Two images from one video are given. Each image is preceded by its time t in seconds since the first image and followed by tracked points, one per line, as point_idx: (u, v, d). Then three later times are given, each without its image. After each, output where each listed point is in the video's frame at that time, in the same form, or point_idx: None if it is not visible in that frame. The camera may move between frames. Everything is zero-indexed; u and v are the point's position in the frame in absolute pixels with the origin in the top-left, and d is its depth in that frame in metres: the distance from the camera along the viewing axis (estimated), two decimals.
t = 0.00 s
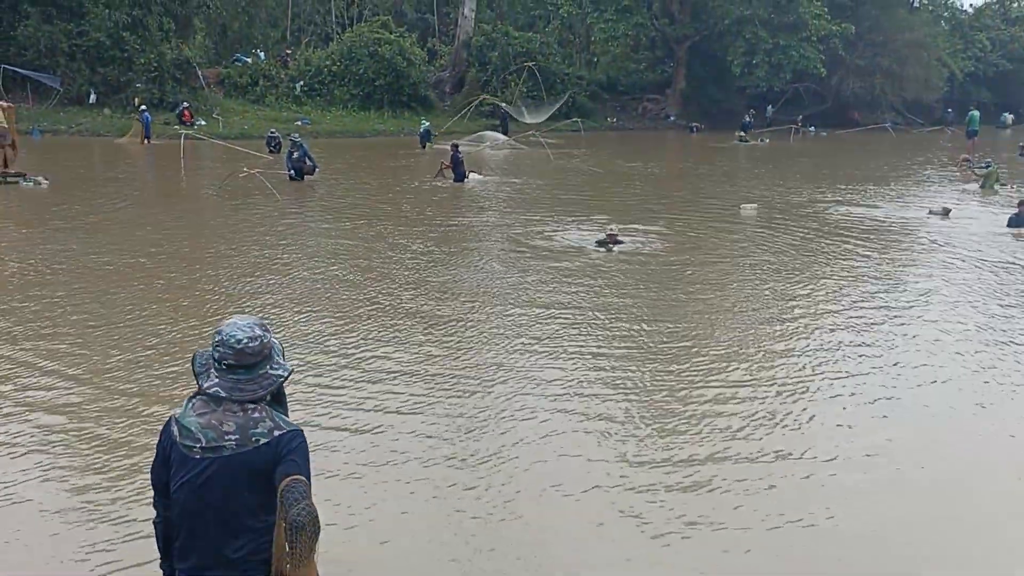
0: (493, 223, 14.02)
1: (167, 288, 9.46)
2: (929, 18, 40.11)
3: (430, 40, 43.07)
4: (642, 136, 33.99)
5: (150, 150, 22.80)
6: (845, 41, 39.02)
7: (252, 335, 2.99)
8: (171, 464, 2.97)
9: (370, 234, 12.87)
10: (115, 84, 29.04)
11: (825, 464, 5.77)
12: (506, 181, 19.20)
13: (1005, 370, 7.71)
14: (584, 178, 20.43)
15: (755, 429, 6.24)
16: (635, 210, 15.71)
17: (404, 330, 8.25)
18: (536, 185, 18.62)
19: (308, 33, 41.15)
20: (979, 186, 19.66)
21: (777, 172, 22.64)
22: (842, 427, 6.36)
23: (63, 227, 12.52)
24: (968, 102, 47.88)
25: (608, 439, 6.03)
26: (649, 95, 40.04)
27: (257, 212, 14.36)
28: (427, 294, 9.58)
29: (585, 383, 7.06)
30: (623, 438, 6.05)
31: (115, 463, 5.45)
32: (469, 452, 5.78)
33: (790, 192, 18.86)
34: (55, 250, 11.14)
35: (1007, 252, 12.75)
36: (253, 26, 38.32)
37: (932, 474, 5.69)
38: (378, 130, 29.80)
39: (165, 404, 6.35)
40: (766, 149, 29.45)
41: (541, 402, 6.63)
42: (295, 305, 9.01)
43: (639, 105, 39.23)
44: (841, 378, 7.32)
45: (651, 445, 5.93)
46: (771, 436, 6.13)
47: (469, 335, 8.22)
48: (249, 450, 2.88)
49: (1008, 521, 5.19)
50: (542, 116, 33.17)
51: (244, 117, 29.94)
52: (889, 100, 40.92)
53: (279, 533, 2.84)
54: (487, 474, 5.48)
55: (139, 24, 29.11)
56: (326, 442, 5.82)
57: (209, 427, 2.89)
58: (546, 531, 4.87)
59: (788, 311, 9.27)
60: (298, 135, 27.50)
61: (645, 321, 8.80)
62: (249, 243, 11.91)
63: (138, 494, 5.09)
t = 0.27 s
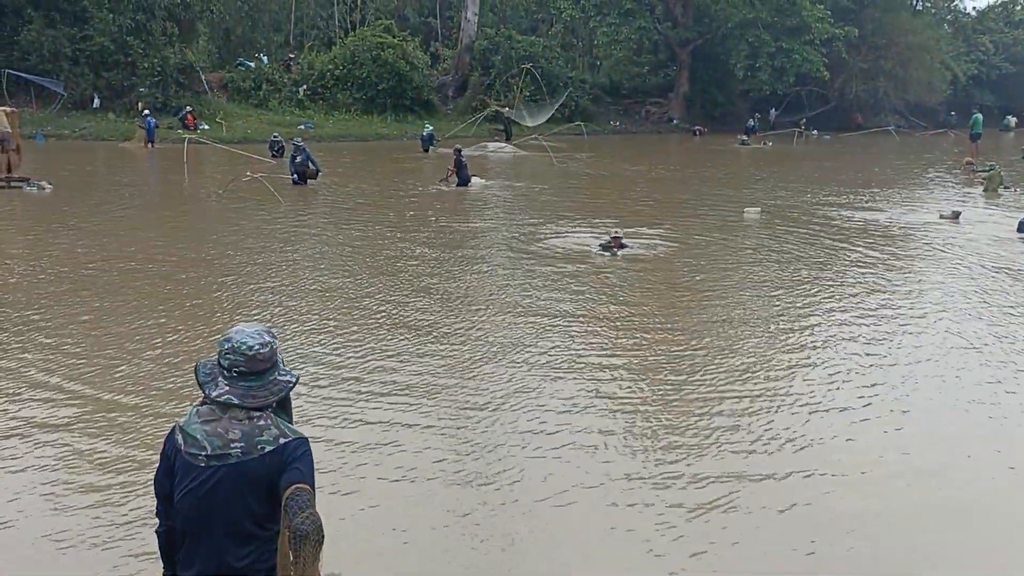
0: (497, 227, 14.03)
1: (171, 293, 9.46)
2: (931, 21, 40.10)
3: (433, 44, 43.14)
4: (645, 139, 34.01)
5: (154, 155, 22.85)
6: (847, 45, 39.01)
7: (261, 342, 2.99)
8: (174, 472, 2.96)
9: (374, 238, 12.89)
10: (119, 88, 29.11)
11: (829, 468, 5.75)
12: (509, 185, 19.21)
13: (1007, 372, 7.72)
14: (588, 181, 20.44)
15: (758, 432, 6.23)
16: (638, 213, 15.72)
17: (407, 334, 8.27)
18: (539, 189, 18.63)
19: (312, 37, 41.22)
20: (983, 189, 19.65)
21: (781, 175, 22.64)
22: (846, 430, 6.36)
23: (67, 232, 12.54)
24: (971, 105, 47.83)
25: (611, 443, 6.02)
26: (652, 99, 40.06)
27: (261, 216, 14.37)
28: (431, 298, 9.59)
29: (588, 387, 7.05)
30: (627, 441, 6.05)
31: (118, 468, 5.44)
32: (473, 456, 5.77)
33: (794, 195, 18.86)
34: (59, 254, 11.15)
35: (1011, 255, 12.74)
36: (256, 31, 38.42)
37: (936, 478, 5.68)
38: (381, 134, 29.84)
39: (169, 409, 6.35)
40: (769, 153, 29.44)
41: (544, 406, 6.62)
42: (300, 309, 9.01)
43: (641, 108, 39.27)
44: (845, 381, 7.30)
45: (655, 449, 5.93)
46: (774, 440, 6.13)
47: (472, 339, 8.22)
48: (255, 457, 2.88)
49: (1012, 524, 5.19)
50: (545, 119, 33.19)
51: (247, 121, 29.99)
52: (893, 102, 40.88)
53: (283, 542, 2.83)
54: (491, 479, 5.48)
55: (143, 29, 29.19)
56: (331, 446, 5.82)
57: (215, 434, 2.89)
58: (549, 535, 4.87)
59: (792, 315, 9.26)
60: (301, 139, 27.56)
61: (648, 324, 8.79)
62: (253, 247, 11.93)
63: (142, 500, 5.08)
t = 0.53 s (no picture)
0: (502, 230, 14.05)
1: (176, 297, 9.46)
2: (935, 24, 40.11)
3: (436, 48, 43.22)
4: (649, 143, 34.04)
5: (158, 158, 22.88)
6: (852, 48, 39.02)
7: (270, 347, 2.99)
8: (182, 476, 2.96)
9: (379, 241, 12.91)
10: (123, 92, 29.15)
11: (835, 474, 5.75)
12: (513, 188, 19.22)
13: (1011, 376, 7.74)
14: (592, 185, 20.46)
15: (763, 437, 6.23)
16: (642, 216, 15.71)
17: (412, 338, 8.30)
18: (543, 192, 18.64)
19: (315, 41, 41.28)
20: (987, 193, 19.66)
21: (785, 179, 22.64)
22: (850, 434, 6.37)
23: (72, 236, 12.56)
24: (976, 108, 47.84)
25: (616, 447, 6.03)
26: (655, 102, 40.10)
27: (266, 220, 14.39)
28: (436, 302, 9.61)
29: (593, 392, 7.06)
30: (631, 446, 6.05)
31: (125, 473, 5.44)
32: (478, 462, 5.78)
33: (798, 198, 18.86)
34: (65, 259, 11.16)
35: (1016, 258, 12.74)
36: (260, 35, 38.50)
37: (942, 483, 5.68)
38: (386, 137, 29.89)
39: (176, 413, 6.35)
40: (773, 156, 29.46)
41: (548, 411, 6.63)
42: (306, 313, 9.02)
43: (645, 112, 39.32)
44: (849, 386, 7.30)
45: (659, 453, 5.94)
46: (779, 445, 6.13)
47: (477, 343, 8.23)
48: (263, 462, 2.88)
49: (1017, 528, 5.20)
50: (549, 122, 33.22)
51: (252, 125, 30.04)
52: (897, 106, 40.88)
53: (290, 546, 2.82)
54: (496, 482, 5.49)
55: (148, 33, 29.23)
56: (336, 450, 5.84)
57: (223, 439, 2.89)
58: (555, 541, 4.87)
59: (796, 319, 9.27)
60: (305, 142, 27.63)
61: (653, 329, 8.79)
62: (258, 251, 11.94)
63: (149, 505, 5.08)
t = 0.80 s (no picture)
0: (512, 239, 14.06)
1: (189, 306, 9.51)
2: (947, 32, 40.06)
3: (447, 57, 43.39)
4: (659, 151, 34.05)
5: (170, 169, 23.01)
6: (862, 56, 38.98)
7: (281, 358, 3.01)
8: (195, 487, 2.97)
9: (390, 251, 12.94)
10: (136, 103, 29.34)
11: (848, 480, 5.72)
12: (524, 198, 19.25)
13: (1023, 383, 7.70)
14: (602, 194, 20.49)
15: (776, 444, 6.20)
16: (653, 225, 15.71)
17: (423, 346, 8.31)
18: (554, 202, 18.66)
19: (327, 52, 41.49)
20: (1000, 201, 19.60)
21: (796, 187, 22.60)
22: (861, 440, 6.35)
23: (85, 246, 12.63)
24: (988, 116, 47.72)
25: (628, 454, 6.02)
26: (666, 111, 40.11)
27: (277, 230, 14.44)
28: (446, 311, 9.63)
29: (604, 399, 7.04)
30: (643, 453, 6.03)
31: (138, 484, 5.46)
32: (489, 469, 5.77)
33: (809, 207, 18.81)
34: (79, 269, 11.22)
35: None
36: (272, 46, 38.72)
37: (957, 490, 5.63)
38: (396, 147, 29.98)
39: (189, 423, 6.37)
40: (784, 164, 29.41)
41: (559, 418, 6.62)
42: (317, 323, 9.05)
43: (655, 121, 39.36)
44: (861, 392, 7.26)
45: (671, 460, 5.93)
46: (792, 451, 6.10)
47: (488, 351, 8.23)
48: (276, 472, 2.88)
49: None
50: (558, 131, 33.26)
51: (263, 135, 30.18)
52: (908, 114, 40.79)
53: (304, 556, 2.83)
54: (507, 491, 5.49)
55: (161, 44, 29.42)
56: (348, 459, 5.85)
57: (237, 449, 2.90)
58: (567, 548, 4.86)
59: (807, 326, 9.24)
60: (317, 152, 27.76)
61: (664, 337, 8.77)
62: (270, 261, 11.98)
63: (163, 514, 5.10)
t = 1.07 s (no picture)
0: (522, 247, 14.07)
1: (200, 315, 9.53)
2: (957, 39, 39.96)
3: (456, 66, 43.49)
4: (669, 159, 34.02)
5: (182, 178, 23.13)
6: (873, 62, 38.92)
7: (290, 366, 3.02)
8: (206, 495, 2.99)
9: (400, 259, 12.97)
10: (148, 112, 29.52)
11: (859, 488, 5.70)
12: (533, 205, 19.24)
13: None
14: (613, 201, 20.48)
15: (786, 452, 6.19)
16: (663, 233, 15.69)
17: (432, 355, 8.33)
18: (563, 209, 18.64)
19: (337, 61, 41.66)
20: (1012, 207, 19.50)
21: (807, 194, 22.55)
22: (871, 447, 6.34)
23: (98, 255, 12.70)
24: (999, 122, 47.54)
25: (637, 462, 6.03)
26: (676, 118, 40.08)
27: (288, 238, 14.50)
28: (454, 319, 9.64)
29: (614, 407, 7.04)
30: (653, 461, 6.02)
31: (149, 492, 5.47)
32: (499, 478, 5.78)
33: (820, 214, 18.75)
34: (91, 278, 11.27)
35: None
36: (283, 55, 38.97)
37: (968, 499, 5.61)
38: (406, 155, 30.04)
39: (200, 432, 6.38)
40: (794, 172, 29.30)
41: (569, 427, 6.61)
42: (328, 331, 9.06)
43: (665, 129, 39.35)
44: (873, 400, 7.23)
45: (680, 468, 5.92)
46: (802, 459, 6.08)
47: (498, 359, 8.23)
48: (286, 481, 2.90)
49: None
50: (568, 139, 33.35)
51: (274, 144, 30.30)
52: (919, 121, 40.71)
53: (314, 565, 2.83)
54: (516, 498, 5.49)
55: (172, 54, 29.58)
56: (357, 467, 5.87)
57: (247, 457, 2.91)
58: (575, 556, 4.86)
59: (819, 334, 9.21)
60: (327, 160, 27.85)
61: (674, 345, 8.76)
62: (280, 269, 12.02)
63: (176, 523, 5.11)
